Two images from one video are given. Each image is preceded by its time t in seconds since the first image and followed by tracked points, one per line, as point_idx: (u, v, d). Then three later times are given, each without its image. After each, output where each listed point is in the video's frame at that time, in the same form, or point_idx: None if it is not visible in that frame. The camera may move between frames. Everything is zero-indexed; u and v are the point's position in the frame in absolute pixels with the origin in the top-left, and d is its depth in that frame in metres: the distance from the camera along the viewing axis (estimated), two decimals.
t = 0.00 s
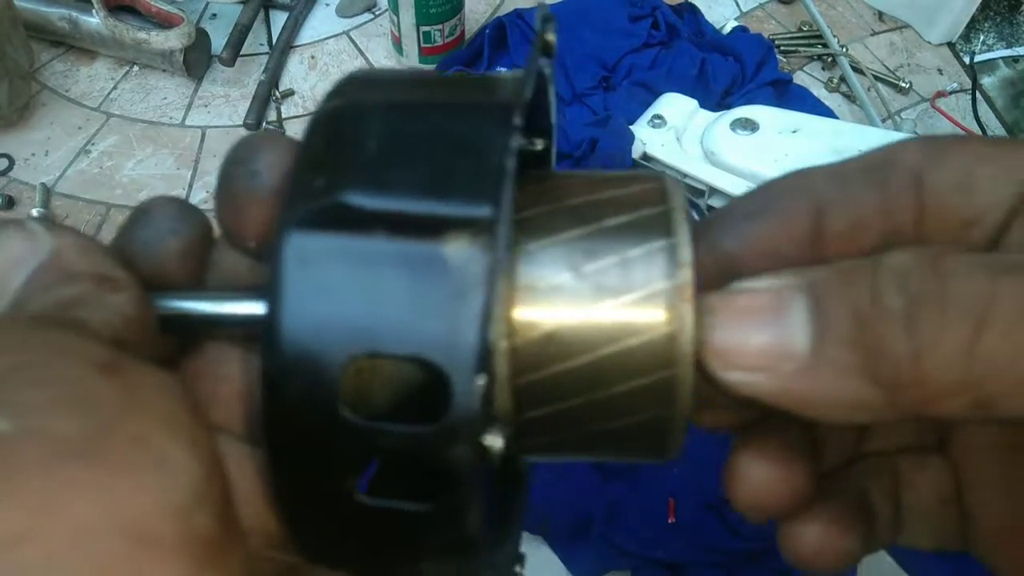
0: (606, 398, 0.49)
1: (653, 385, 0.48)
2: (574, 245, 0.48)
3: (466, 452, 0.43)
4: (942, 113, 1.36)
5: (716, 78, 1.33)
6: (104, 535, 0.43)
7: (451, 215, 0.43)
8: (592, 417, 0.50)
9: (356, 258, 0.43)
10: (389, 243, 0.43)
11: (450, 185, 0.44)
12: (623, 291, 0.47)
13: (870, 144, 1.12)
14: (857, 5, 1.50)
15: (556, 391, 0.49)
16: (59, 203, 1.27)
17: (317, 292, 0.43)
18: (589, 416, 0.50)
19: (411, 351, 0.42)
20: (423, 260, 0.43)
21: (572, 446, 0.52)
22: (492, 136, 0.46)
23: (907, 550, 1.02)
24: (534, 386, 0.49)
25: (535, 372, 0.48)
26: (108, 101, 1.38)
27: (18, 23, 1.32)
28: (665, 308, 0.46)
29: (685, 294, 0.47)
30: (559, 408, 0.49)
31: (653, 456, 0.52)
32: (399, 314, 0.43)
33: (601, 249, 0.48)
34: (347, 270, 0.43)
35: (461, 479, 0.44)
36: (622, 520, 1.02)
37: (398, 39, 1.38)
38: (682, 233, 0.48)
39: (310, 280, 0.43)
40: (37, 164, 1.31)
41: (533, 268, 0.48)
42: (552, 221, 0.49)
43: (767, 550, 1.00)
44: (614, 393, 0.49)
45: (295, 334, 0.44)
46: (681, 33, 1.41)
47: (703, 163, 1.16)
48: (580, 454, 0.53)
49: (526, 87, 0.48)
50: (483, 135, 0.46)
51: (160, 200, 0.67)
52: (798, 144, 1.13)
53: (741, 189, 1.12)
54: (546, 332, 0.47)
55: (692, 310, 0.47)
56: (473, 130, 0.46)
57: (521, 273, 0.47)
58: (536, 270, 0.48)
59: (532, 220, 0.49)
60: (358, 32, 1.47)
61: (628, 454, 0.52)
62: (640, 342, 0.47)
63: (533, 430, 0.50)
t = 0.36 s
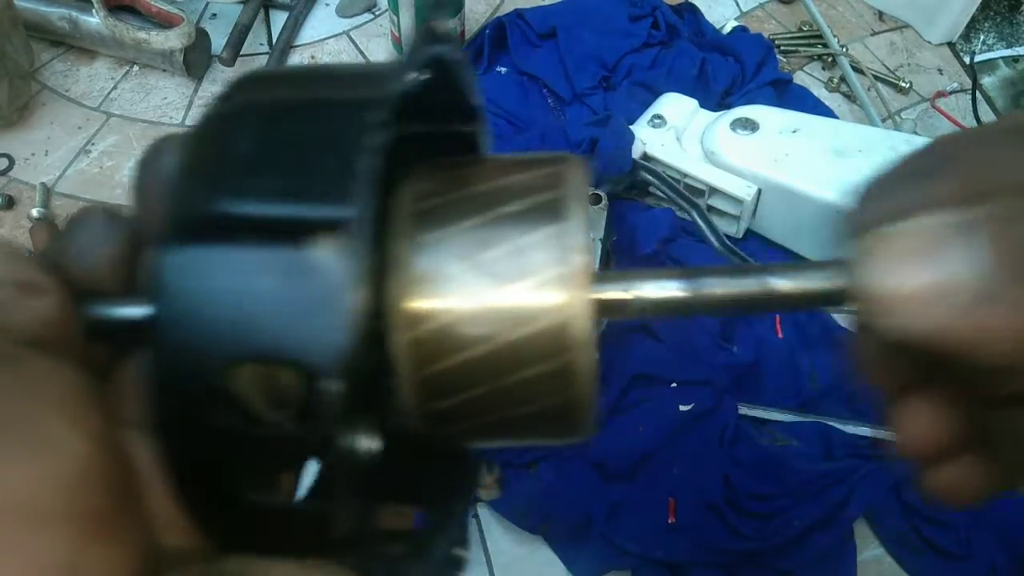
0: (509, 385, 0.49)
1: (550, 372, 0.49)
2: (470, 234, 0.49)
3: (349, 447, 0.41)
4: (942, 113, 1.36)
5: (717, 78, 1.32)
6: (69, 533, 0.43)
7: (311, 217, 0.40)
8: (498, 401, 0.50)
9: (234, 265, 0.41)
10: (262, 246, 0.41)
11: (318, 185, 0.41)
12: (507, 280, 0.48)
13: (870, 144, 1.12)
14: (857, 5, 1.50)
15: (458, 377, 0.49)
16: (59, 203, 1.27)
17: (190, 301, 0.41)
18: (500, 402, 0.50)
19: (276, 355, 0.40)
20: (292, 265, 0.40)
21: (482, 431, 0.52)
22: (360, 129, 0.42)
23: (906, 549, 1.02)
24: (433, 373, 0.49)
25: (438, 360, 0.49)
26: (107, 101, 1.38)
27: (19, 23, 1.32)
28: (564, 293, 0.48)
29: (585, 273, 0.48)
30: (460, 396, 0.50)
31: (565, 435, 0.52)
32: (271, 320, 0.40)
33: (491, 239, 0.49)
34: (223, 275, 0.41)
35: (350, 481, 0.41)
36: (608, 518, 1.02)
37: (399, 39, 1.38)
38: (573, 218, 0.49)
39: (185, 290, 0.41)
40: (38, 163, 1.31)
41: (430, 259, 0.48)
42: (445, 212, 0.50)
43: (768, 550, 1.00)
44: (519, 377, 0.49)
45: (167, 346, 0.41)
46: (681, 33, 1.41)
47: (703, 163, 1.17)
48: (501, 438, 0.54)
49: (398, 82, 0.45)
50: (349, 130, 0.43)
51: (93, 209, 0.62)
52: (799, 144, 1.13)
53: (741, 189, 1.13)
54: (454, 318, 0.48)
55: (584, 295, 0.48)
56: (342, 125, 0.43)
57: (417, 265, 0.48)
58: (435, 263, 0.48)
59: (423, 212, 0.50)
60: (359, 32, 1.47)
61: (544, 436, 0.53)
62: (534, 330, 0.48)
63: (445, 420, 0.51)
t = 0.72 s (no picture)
0: (549, 381, 0.47)
1: (585, 372, 0.45)
2: (492, 233, 0.46)
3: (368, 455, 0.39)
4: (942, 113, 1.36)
5: (717, 78, 1.32)
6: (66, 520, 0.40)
7: (312, 232, 0.39)
8: (529, 401, 0.48)
9: (244, 282, 0.40)
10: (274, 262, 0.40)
11: (310, 200, 0.40)
12: (530, 281, 0.45)
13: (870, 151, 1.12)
14: (857, 5, 1.50)
15: (488, 377, 0.47)
16: (59, 203, 1.27)
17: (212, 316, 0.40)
18: (535, 403, 0.48)
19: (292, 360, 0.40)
20: (301, 276, 0.39)
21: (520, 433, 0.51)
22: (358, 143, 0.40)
23: (906, 549, 1.02)
24: (470, 373, 0.47)
25: (467, 364, 0.47)
26: (107, 101, 1.38)
27: (18, 23, 1.32)
28: (585, 293, 0.44)
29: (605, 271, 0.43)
30: (503, 394, 0.48)
31: (604, 430, 0.50)
32: (282, 330, 0.40)
33: (506, 234, 0.46)
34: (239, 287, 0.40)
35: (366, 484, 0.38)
36: (606, 517, 1.02)
37: (399, 39, 1.38)
38: (604, 209, 0.44)
39: (203, 305, 0.41)
40: (38, 164, 1.31)
41: (446, 261, 0.46)
42: (470, 212, 0.47)
43: (767, 550, 1.00)
44: (555, 375, 0.46)
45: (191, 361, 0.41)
46: (681, 33, 1.40)
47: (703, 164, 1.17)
48: (554, 433, 0.51)
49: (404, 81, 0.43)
50: (354, 138, 0.41)
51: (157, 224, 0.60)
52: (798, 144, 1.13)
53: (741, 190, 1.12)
54: (473, 323, 0.46)
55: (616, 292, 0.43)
56: (341, 139, 0.41)
57: (439, 267, 0.46)
58: (452, 266, 0.46)
59: (441, 214, 0.48)
60: (359, 31, 1.47)
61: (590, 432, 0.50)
62: (562, 330, 0.44)
63: (482, 415, 0.50)
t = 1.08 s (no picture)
0: (468, 351, 0.45)
1: (512, 336, 0.43)
2: (411, 204, 0.45)
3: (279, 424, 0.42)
4: (942, 113, 1.35)
5: (717, 78, 1.32)
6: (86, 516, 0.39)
7: (211, 219, 0.40)
8: (466, 368, 0.46)
9: (174, 268, 0.42)
10: (194, 249, 0.41)
11: (223, 183, 0.40)
12: (451, 248, 0.43)
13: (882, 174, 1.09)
14: (858, 5, 1.50)
15: (418, 346, 0.46)
16: (59, 203, 1.27)
17: (144, 299, 0.42)
18: (468, 370, 0.46)
19: (212, 339, 0.40)
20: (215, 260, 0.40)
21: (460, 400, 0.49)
22: (261, 125, 0.40)
23: (906, 549, 1.01)
24: (399, 345, 0.46)
25: (401, 334, 0.45)
26: (107, 101, 1.38)
27: (19, 23, 1.31)
28: (499, 258, 0.42)
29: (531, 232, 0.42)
30: (431, 362, 0.46)
31: (550, 392, 0.47)
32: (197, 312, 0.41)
33: (430, 203, 0.44)
34: (168, 266, 0.42)
35: (285, 457, 0.41)
36: (607, 517, 1.02)
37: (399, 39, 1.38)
38: (516, 171, 0.42)
39: (139, 290, 0.42)
40: (38, 164, 1.31)
41: (374, 236, 0.45)
42: (385, 186, 0.46)
43: (767, 550, 1.00)
44: (479, 339, 0.44)
45: (127, 344, 0.44)
46: (681, 33, 1.40)
47: (703, 164, 1.17)
48: (504, 393, 0.48)
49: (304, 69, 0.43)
50: (253, 126, 0.40)
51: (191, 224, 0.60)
52: (798, 143, 1.12)
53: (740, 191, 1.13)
54: (393, 299, 0.45)
55: (533, 252, 0.41)
56: (243, 121, 0.41)
57: (367, 244, 0.45)
58: (377, 240, 0.45)
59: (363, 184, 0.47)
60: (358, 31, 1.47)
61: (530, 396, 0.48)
62: (476, 291, 0.42)
63: (415, 387, 0.48)
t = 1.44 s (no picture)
0: (555, 357, 0.47)
1: (596, 343, 0.45)
2: (494, 215, 0.47)
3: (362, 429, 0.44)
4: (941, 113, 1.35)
5: (717, 78, 1.32)
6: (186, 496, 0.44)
7: (301, 225, 0.42)
8: (553, 374, 0.48)
9: (273, 274, 0.44)
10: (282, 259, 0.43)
11: (312, 195, 0.43)
12: (534, 257, 0.45)
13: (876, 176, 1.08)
14: (857, 5, 1.50)
15: (509, 357, 0.48)
16: (59, 203, 1.27)
17: (231, 308, 0.45)
18: (555, 376, 0.49)
19: (300, 337, 0.43)
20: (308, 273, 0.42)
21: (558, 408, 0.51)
22: (347, 140, 0.43)
23: (905, 548, 1.02)
24: (486, 351, 0.49)
25: (486, 340, 0.48)
26: (107, 101, 1.38)
27: (18, 23, 1.31)
28: (581, 264, 0.44)
29: (623, 238, 0.44)
30: (522, 367, 0.49)
31: (633, 401, 0.49)
32: (289, 318, 0.43)
33: (514, 216, 0.47)
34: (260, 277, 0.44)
35: (364, 458, 0.43)
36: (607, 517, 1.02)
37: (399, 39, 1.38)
38: (598, 174, 0.44)
39: (242, 296, 0.45)
40: (38, 164, 1.31)
41: (456, 245, 0.48)
42: (475, 199, 0.49)
43: (768, 549, 1.00)
44: (566, 347, 0.46)
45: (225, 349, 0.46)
46: (681, 33, 1.40)
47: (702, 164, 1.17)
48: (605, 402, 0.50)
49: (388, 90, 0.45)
50: (339, 140, 0.43)
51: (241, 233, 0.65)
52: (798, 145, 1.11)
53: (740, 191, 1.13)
54: (475, 306, 0.47)
55: (615, 264, 0.43)
56: (332, 138, 0.43)
57: (449, 252, 0.48)
58: (465, 251, 0.48)
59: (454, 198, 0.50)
60: (359, 31, 1.47)
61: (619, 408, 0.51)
62: (559, 304, 0.45)
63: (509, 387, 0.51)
